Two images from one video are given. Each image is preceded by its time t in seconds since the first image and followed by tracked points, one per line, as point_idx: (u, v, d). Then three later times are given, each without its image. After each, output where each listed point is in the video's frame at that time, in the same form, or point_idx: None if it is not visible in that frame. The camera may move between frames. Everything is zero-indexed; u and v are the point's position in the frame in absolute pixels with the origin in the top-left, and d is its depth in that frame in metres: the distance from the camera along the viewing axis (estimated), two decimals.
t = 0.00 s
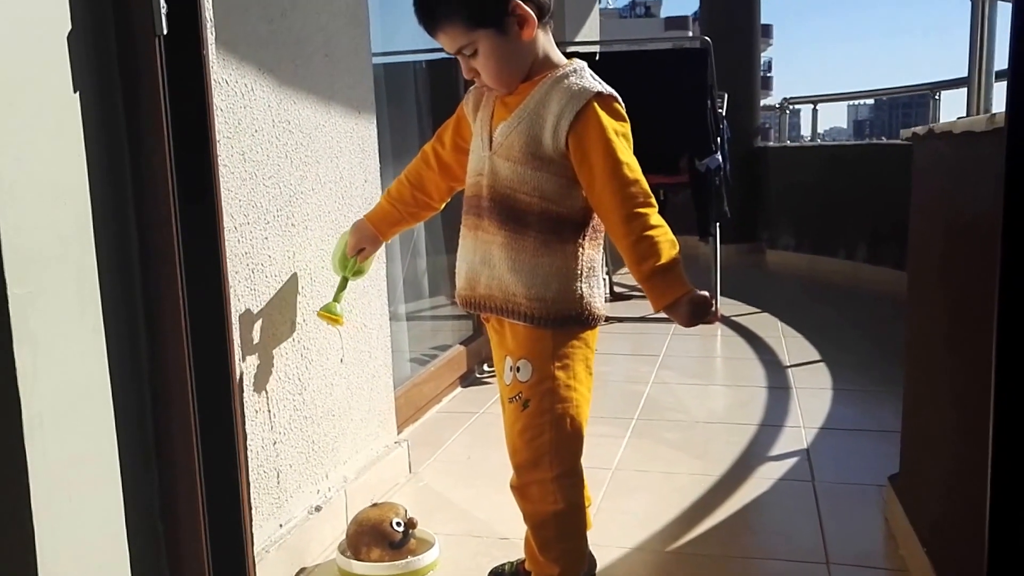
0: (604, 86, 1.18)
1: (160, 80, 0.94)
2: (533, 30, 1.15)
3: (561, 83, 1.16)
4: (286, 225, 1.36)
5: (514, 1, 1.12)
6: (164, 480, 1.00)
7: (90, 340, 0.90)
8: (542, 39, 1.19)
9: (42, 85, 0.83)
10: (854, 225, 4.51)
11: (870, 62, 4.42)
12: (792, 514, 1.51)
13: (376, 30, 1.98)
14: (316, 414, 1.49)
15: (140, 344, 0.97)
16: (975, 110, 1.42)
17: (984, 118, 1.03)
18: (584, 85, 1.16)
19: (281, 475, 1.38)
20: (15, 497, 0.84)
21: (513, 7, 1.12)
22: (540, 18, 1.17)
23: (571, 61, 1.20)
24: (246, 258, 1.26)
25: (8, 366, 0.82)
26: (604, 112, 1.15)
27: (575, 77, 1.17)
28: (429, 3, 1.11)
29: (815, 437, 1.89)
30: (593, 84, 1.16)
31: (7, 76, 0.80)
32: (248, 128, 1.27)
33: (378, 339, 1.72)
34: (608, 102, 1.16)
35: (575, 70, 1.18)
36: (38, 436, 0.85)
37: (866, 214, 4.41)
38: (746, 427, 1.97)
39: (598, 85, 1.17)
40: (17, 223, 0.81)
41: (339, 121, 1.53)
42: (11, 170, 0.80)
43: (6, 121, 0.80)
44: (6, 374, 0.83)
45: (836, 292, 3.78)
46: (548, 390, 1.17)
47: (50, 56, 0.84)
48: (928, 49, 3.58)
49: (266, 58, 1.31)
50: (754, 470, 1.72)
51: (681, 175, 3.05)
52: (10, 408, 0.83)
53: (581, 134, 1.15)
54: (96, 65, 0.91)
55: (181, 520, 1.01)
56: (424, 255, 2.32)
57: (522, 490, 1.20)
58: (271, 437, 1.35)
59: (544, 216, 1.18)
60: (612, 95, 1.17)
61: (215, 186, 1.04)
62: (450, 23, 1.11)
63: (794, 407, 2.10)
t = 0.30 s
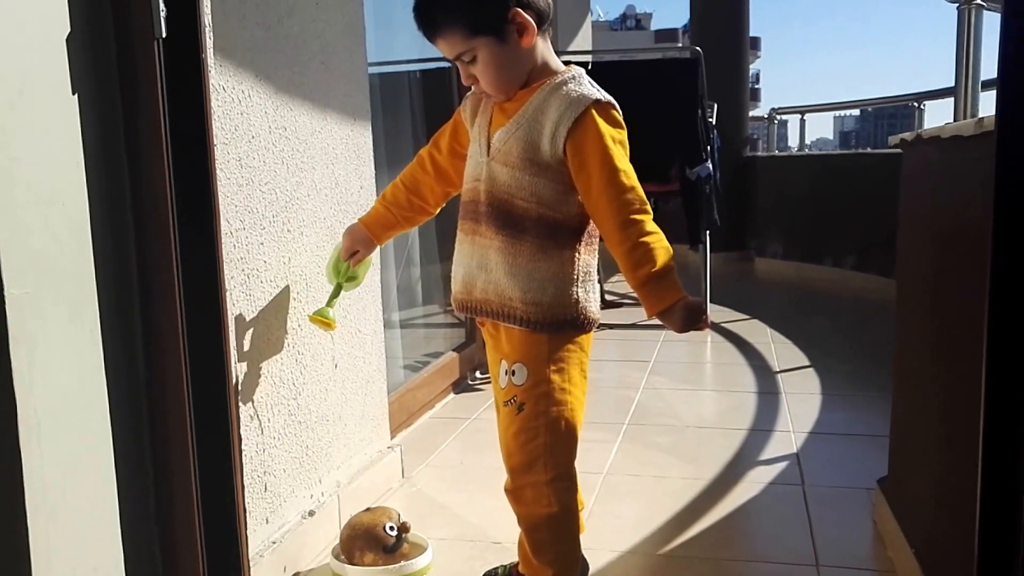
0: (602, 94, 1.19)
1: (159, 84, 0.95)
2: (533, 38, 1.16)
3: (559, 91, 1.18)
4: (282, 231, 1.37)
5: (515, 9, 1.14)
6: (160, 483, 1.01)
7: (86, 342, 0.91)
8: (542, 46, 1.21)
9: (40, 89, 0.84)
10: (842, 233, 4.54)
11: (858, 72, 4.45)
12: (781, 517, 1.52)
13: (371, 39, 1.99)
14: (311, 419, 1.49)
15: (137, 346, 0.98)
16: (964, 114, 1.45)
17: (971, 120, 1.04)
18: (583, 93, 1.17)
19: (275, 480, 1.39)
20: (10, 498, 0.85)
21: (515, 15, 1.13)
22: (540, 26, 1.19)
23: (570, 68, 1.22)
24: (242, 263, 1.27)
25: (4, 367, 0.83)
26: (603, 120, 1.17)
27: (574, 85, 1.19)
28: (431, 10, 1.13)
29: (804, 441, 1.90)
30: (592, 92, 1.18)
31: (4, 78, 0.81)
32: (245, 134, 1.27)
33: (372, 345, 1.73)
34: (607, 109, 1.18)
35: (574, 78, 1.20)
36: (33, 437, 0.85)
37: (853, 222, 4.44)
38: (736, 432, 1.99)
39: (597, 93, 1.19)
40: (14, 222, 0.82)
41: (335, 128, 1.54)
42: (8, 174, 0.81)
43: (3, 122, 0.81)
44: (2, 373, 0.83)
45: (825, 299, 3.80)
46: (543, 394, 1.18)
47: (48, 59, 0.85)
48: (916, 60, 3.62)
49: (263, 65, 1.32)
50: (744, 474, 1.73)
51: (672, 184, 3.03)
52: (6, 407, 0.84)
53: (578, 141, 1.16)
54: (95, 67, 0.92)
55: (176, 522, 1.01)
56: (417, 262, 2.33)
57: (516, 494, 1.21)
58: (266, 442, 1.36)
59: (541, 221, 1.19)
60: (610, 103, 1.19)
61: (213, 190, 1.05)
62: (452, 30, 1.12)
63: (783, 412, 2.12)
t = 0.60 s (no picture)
0: (606, 98, 1.20)
1: (158, 83, 0.95)
2: (539, 41, 1.17)
3: (563, 94, 1.19)
4: (278, 233, 1.38)
5: (524, 12, 1.14)
6: (156, 483, 1.01)
7: (83, 340, 0.91)
8: (547, 49, 1.21)
9: (40, 87, 0.84)
10: (830, 238, 4.57)
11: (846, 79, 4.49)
12: (774, 519, 1.53)
13: (366, 48, 1.99)
14: (305, 421, 1.49)
15: (133, 345, 0.98)
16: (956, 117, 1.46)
17: (964, 118, 1.05)
18: (586, 97, 1.18)
19: (270, 482, 1.39)
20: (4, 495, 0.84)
21: (523, 18, 1.14)
22: (546, 29, 1.20)
23: (573, 72, 1.23)
24: (237, 265, 1.27)
25: None
26: (606, 123, 1.17)
27: (578, 89, 1.19)
28: (438, 11, 1.14)
29: (795, 443, 1.91)
30: (594, 95, 1.19)
31: (3, 74, 0.81)
32: (242, 137, 1.28)
33: (366, 348, 1.73)
34: (610, 114, 1.19)
35: (578, 82, 1.21)
36: (28, 434, 0.85)
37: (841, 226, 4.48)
38: (727, 434, 2.00)
39: (600, 97, 1.20)
40: (13, 217, 0.82)
41: (331, 132, 1.54)
42: (7, 170, 0.81)
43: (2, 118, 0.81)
44: None
45: (814, 304, 3.82)
46: (539, 394, 1.19)
47: (48, 57, 0.85)
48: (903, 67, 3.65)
49: (260, 68, 1.32)
50: (736, 475, 1.74)
51: (663, 188, 3.06)
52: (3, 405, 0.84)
53: (581, 143, 1.17)
54: (93, 65, 0.92)
55: (171, 522, 1.01)
56: (411, 267, 2.33)
57: (510, 493, 1.21)
58: (261, 443, 1.36)
59: (541, 222, 1.20)
60: (614, 107, 1.20)
61: (210, 190, 1.05)
62: (458, 32, 1.13)
63: (774, 414, 2.13)
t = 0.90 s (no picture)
0: (607, 101, 1.21)
1: (157, 83, 0.96)
2: (541, 42, 1.18)
3: (564, 96, 1.19)
4: (275, 234, 1.38)
5: (529, 14, 1.15)
6: (152, 483, 1.01)
7: (80, 341, 0.91)
8: (550, 51, 1.22)
9: (40, 88, 0.85)
10: (820, 240, 4.59)
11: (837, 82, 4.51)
12: (767, 521, 1.54)
13: (364, 50, 2.00)
14: (301, 423, 1.50)
15: (130, 345, 0.98)
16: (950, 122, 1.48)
17: (959, 122, 1.07)
18: (587, 99, 1.19)
19: (266, 483, 1.39)
20: None
21: (529, 19, 1.15)
22: (549, 31, 1.20)
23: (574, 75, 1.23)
24: (235, 267, 1.27)
25: None
26: (607, 127, 1.18)
27: (580, 91, 1.20)
28: (441, 12, 1.14)
29: (787, 444, 1.93)
30: (595, 98, 1.19)
31: (4, 75, 0.81)
32: (240, 139, 1.28)
33: (363, 350, 1.74)
34: (611, 117, 1.20)
35: (580, 85, 1.21)
36: (24, 434, 0.85)
37: (832, 228, 4.50)
38: (721, 435, 2.01)
39: (602, 99, 1.20)
40: (11, 217, 0.82)
41: (329, 134, 1.55)
42: (7, 170, 0.82)
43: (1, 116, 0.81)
44: None
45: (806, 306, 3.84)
46: (535, 396, 1.19)
47: (48, 59, 0.86)
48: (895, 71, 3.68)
49: (259, 70, 1.33)
50: (730, 477, 1.75)
51: (657, 191, 3.07)
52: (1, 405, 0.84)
53: (582, 146, 1.18)
54: (92, 65, 0.92)
55: (167, 522, 1.01)
56: (407, 269, 2.34)
57: (506, 495, 1.22)
58: (257, 445, 1.36)
59: (541, 223, 1.20)
60: (615, 111, 1.20)
61: (208, 191, 1.06)
62: (463, 33, 1.14)
63: (767, 416, 2.14)
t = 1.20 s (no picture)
0: (607, 103, 1.21)
1: (157, 84, 0.95)
2: (542, 44, 1.18)
3: (564, 98, 1.19)
4: (273, 235, 1.38)
5: (530, 16, 1.15)
6: (150, 485, 1.01)
7: (79, 343, 0.91)
8: (551, 53, 1.22)
9: (41, 89, 0.84)
10: (815, 240, 4.60)
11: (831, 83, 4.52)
12: (763, 522, 1.54)
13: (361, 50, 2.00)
14: (298, 424, 1.49)
15: (129, 347, 0.98)
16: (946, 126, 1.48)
17: (958, 128, 1.07)
18: (587, 102, 1.19)
19: (262, 485, 1.39)
20: None
21: (529, 22, 1.15)
22: (550, 33, 1.20)
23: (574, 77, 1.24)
24: (233, 268, 1.27)
25: None
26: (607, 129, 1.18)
27: (580, 94, 1.20)
28: (443, 14, 1.14)
29: (783, 446, 1.93)
30: (596, 100, 1.20)
31: (5, 76, 0.81)
32: (238, 140, 1.28)
33: (359, 351, 1.73)
34: (611, 119, 1.20)
35: (580, 87, 1.22)
36: (24, 437, 0.84)
37: (826, 229, 4.52)
38: (717, 436, 2.01)
39: (602, 102, 1.21)
40: (11, 219, 0.82)
41: (327, 134, 1.55)
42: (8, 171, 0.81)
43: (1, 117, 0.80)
44: None
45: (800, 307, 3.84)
46: (534, 398, 1.19)
47: (49, 61, 0.85)
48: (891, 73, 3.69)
49: (257, 70, 1.33)
50: (726, 478, 1.75)
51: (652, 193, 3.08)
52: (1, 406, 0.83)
53: (582, 147, 1.18)
54: (92, 65, 0.92)
55: (165, 524, 1.01)
56: (403, 270, 2.33)
57: (505, 497, 1.22)
58: (254, 446, 1.36)
59: (540, 225, 1.20)
60: (615, 113, 1.21)
61: (207, 192, 1.05)
62: (464, 34, 1.14)
63: (763, 417, 2.15)
